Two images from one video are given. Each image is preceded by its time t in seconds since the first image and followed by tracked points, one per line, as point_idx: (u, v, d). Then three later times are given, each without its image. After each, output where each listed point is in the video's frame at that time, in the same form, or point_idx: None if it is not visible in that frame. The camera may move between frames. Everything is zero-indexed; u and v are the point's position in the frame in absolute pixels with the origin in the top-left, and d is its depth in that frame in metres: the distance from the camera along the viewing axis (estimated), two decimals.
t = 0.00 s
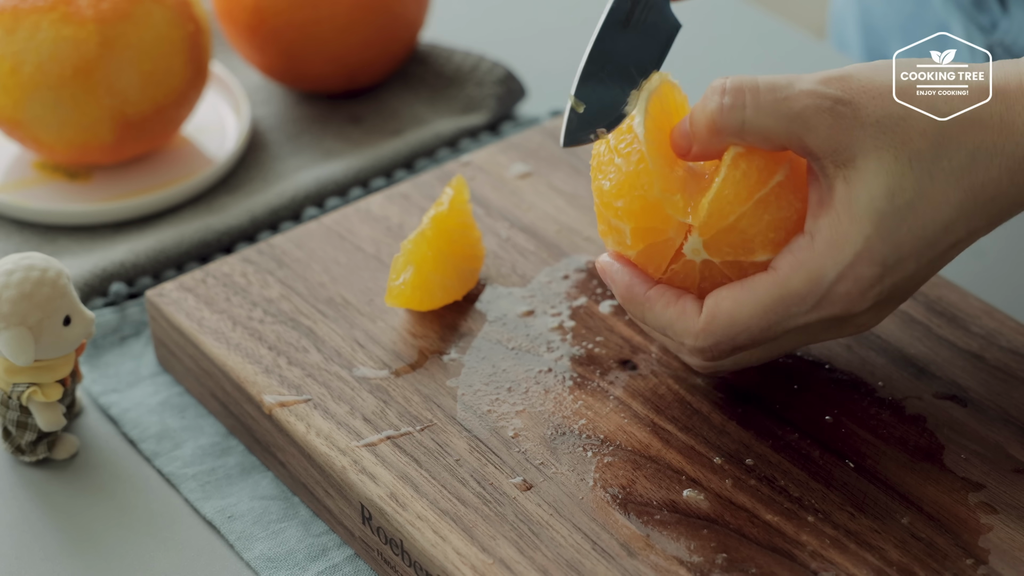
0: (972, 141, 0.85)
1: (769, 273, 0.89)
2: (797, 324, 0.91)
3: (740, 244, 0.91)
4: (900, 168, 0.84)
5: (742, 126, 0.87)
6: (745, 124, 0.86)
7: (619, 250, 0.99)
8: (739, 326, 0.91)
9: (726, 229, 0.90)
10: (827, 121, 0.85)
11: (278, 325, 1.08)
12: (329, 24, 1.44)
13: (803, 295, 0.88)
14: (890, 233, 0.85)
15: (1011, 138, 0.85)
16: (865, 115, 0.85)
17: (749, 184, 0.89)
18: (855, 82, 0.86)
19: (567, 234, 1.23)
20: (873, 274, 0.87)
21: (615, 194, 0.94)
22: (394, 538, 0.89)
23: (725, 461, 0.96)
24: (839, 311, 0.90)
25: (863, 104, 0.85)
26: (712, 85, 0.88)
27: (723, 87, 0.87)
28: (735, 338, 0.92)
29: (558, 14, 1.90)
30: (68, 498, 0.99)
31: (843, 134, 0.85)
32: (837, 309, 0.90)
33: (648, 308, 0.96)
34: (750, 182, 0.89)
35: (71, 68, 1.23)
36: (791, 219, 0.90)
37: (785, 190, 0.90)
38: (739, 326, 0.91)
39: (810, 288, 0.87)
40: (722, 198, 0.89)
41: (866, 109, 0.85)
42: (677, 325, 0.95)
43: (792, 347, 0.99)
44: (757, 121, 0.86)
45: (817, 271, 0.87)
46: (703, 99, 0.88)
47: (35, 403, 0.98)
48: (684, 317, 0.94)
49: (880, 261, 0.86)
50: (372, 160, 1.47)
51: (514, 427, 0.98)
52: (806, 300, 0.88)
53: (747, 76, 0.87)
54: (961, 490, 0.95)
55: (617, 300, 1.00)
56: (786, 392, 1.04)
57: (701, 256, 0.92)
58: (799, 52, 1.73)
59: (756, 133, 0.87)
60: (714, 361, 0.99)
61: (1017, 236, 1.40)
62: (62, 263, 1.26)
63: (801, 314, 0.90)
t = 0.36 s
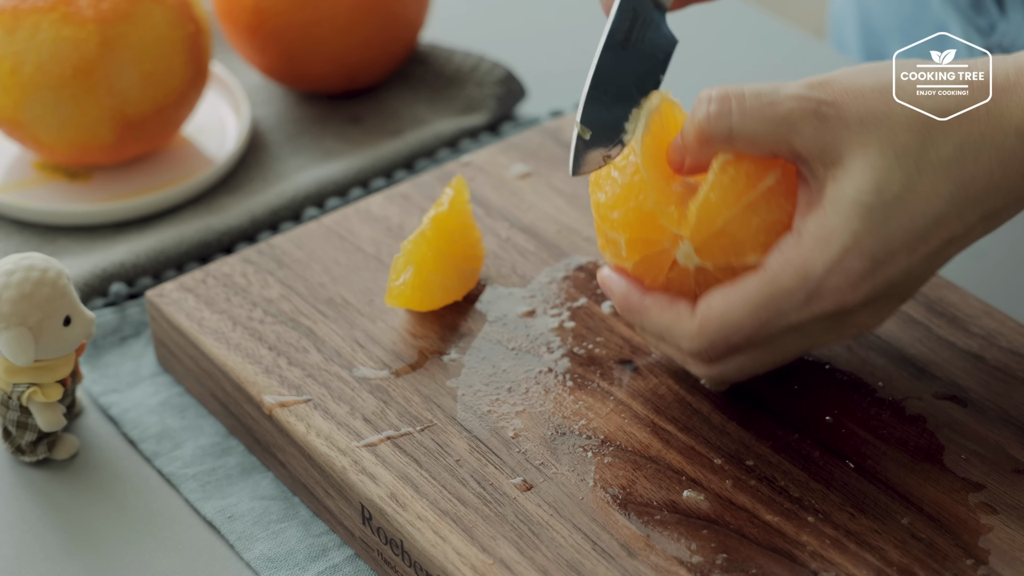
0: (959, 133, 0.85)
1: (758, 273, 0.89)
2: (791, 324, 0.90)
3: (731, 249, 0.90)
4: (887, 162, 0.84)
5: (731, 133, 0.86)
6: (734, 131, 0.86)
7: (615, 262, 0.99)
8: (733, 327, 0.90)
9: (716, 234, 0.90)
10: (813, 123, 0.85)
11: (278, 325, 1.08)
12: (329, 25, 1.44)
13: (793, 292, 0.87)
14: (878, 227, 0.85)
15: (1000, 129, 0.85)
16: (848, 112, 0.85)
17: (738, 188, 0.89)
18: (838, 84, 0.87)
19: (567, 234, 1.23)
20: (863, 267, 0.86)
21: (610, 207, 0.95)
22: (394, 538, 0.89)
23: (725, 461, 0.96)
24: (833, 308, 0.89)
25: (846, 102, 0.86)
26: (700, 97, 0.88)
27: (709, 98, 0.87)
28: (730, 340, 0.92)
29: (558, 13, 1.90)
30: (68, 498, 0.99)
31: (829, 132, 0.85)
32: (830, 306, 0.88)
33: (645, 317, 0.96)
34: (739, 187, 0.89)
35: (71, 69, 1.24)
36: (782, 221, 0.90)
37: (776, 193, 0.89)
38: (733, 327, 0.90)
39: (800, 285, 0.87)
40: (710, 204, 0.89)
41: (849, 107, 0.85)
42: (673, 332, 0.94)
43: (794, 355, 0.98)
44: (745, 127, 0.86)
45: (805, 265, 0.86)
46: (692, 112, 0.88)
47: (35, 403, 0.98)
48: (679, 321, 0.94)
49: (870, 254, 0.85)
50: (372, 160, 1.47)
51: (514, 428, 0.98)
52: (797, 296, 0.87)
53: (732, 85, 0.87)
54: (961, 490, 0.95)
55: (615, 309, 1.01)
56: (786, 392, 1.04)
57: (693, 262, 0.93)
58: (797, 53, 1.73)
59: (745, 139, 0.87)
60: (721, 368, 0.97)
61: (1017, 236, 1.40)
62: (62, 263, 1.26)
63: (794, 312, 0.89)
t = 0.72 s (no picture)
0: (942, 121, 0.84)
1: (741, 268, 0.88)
2: (776, 320, 0.89)
3: (715, 248, 0.91)
4: (870, 152, 0.84)
5: (716, 133, 0.87)
6: (719, 130, 0.87)
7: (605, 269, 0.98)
8: (718, 324, 0.89)
9: (701, 233, 0.90)
10: (797, 119, 0.86)
11: (278, 325, 1.08)
12: (328, 24, 1.44)
13: (775, 286, 0.86)
14: (860, 216, 0.84)
15: (982, 117, 0.85)
16: (832, 105, 0.86)
17: (721, 187, 0.90)
18: (821, 79, 0.87)
19: (567, 234, 1.23)
20: (845, 258, 0.85)
21: (601, 213, 0.94)
22: (394, 538, 0.89)
23: (725, 461, 0.96)
24: (818, 301, 0.88)
25: (829, 96, 0.86)
26: (685, 98, 0.88)
27: (694, 98, 0.87)
28: (717, 337, 0.90)
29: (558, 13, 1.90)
30: (68, 498, 0.99)
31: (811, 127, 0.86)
32: (816, 299, 0.87)
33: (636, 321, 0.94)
34: (722, 185, 0.90)
35: (71, 69, 1.24)
36: (767, 221, 0.90)
37: (760, 193, 0.90)
38: (718, 324, 0.89)
39: (781, 278, 0.86)
40: (694, 202, 0.90)
41: (832, 101, 0.86)
42: (660, 332, 0.93)
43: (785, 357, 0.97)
44: (731, 126, 0.87)
45: (787, 258, 0.85)
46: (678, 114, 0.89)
47: (35, 403, 0.98)
48: (665, 322, 0.92)
49: (852, 245, 0.84)
50: (372, 160, 1.47)
51: (514, 427, 0.98)
52: (780, 290, 0.86)
53: (717, 85, 0.88)
54: (961, 490, 0.95)
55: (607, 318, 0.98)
56: (785, 391, 1.04)
57: (681, 263, 0.92)
58: (797, 53, 1.73)
59: (732, 138, 0.87)
60: (713, 367, 0.98)
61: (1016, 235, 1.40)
62: (62, 263, 1.26)
63: (779, 307, 0.88)
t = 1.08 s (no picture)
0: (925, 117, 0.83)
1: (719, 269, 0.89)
2: (756, 318, 0.90)
3: (695, 249, 0.92)
4: (849, 150, 0.83)
5: (701, 138, 0.88)
6: (704, 135, 0.87)
7: (592, 275, 0.98)
8: (700, 327, 0.90)
9: (680, 236, 0.91)
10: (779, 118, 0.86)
11: (278, 325, 1.08)
12: (328, 24, 1.44)
13: (752, 285, 0.87)
14: (836, 214, 0.84)
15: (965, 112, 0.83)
16: (817, 102, 0.85)
17: (702, 190, 0.90)
18: (806, 76, 0.87)
19: (567, 234, 1.23)
20: (821, 256, 0.85)
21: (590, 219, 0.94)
22: (395, 538, 0.89)
23: (725, 461, 0.96)
24: (796, 297, 0.88)
25: (812, 94, 0.85)
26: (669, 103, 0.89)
27: (675, 104, 0.87)
28: (701, 340, 0.91)
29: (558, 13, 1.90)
30: (68, 498, 0.99)
31: (795, 126, 0.86)
32: (795, 296, 0.88)
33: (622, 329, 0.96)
34: (704, 189, 0.90)
35: (71, 69, 1.24)
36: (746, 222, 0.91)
37: (741, 195, 0.91)
38: (699, 327, 0.90)
39: (757, 277, 0.87)
40: (676, 206, 0.91)
41: (814, 100, 0.85)
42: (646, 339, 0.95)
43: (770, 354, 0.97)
44: (714, 130, 0.87)
45: (761, 257, 0.86)
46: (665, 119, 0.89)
47: (35, 403, 0.98)
48: (649, 329, 0.94)
49: (827, 242, 0.85)
50: (372, 160, 1.47)
51: (514, 427, 0.98)
52: (757, 289, 0.87)
53: (698, 88, 0.87)
54: (961, 490, 0.95)
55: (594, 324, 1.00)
56: (785, 391, 1.04)
57: (663, 266, 0.93)
58: (796, 54, 1.73)
59: (717, 142, 0.88)
60: (700, 370, 0.99)
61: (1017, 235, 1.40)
62: (62, 263, 1.26)
63: (757, 305, 0.89)
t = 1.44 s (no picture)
0: (948, 144, 0.83)
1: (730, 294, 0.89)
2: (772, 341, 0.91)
3: (701, 268, 0.91)
4: (871, 176, 0.83)
5: (718, 159, 0.85)
6: (721, 157, 0.85)
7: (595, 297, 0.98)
8: (719, 356, 0.90)
9: (687, 253, 0.90)
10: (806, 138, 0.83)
11: (278, 325, 1.08)
12: (328, 24, 1.44)
13: (769, 311, 0.88)
14: (854, 240, 0.85)
15: (987, 136, 0.83)
16: (843, 123, 0.82)
17: (705, 206, 0.89)
18: (838, 91, 0.83)
19: (567, 234, 1.23)
20: (834, 277, 0.86)
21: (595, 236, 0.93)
22: (394, 538, 0.89)
23: (726, 461, 0.96)
24: (811, 318, 0.89)
25: (841, 113, 0.82)
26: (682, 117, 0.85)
27: (690, 123, 0.84)
28: (719, 369, 0.92)
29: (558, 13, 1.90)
30: (68, 498, 0.99)
31: (818, 145, 0.83)
32: (810, 317, 0.89)
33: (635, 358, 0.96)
34: (706, 204, 0.89)
35: (71, 69, 1.24)
36: (750, 237, 0.90)
37: (743, 210, 0.90)
38: (719, 355, 0.90)
39: (773, 304, 0.87)
40: (679, 223, 0.90)
41: (842, 120, 0.82)
42: (663, 368, 0.94)
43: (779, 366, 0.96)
44: (731, 152, 0.84)
45: (777, 285, 0.87)
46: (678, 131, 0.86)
47: (35, 403, 0.98)
48: (665, 360, 0.94)
49: (842, 266, 0.86)
50: (372, 160, 1.47)
51: (514, 427, 0.98)
52: (774, 315, 0.88)
53: (713, 100, 0.84)
54: (961, 490, 0.95)
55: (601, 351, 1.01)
56: (785, 391, 1.04)
57: (668, 286, 0.92)
58: (796, 55, 1.73)
59: (733, 160, 0.85)
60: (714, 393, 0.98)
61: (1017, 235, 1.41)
62: (62, 263, 1.26)
63: (774, 330, 0.89)
